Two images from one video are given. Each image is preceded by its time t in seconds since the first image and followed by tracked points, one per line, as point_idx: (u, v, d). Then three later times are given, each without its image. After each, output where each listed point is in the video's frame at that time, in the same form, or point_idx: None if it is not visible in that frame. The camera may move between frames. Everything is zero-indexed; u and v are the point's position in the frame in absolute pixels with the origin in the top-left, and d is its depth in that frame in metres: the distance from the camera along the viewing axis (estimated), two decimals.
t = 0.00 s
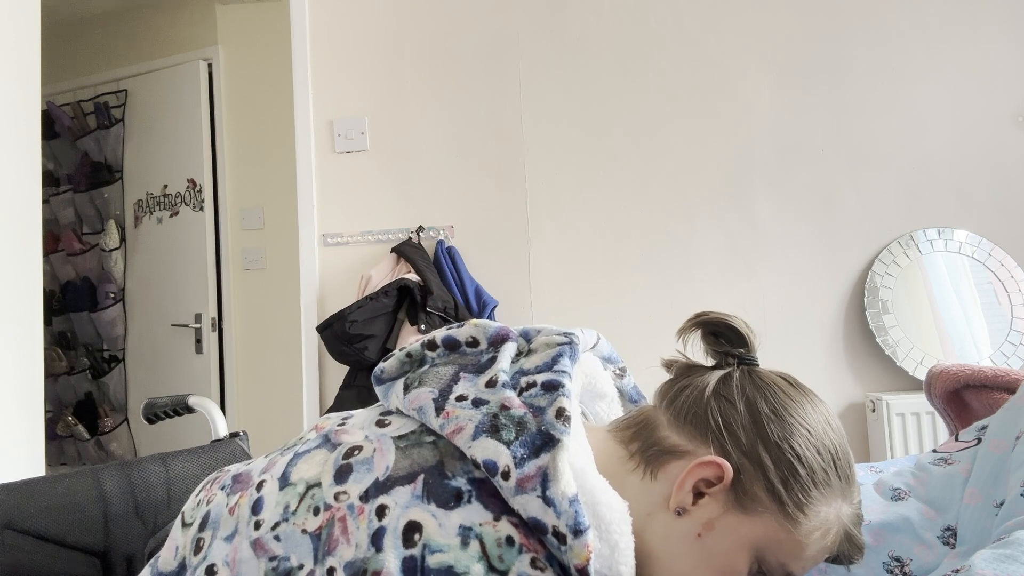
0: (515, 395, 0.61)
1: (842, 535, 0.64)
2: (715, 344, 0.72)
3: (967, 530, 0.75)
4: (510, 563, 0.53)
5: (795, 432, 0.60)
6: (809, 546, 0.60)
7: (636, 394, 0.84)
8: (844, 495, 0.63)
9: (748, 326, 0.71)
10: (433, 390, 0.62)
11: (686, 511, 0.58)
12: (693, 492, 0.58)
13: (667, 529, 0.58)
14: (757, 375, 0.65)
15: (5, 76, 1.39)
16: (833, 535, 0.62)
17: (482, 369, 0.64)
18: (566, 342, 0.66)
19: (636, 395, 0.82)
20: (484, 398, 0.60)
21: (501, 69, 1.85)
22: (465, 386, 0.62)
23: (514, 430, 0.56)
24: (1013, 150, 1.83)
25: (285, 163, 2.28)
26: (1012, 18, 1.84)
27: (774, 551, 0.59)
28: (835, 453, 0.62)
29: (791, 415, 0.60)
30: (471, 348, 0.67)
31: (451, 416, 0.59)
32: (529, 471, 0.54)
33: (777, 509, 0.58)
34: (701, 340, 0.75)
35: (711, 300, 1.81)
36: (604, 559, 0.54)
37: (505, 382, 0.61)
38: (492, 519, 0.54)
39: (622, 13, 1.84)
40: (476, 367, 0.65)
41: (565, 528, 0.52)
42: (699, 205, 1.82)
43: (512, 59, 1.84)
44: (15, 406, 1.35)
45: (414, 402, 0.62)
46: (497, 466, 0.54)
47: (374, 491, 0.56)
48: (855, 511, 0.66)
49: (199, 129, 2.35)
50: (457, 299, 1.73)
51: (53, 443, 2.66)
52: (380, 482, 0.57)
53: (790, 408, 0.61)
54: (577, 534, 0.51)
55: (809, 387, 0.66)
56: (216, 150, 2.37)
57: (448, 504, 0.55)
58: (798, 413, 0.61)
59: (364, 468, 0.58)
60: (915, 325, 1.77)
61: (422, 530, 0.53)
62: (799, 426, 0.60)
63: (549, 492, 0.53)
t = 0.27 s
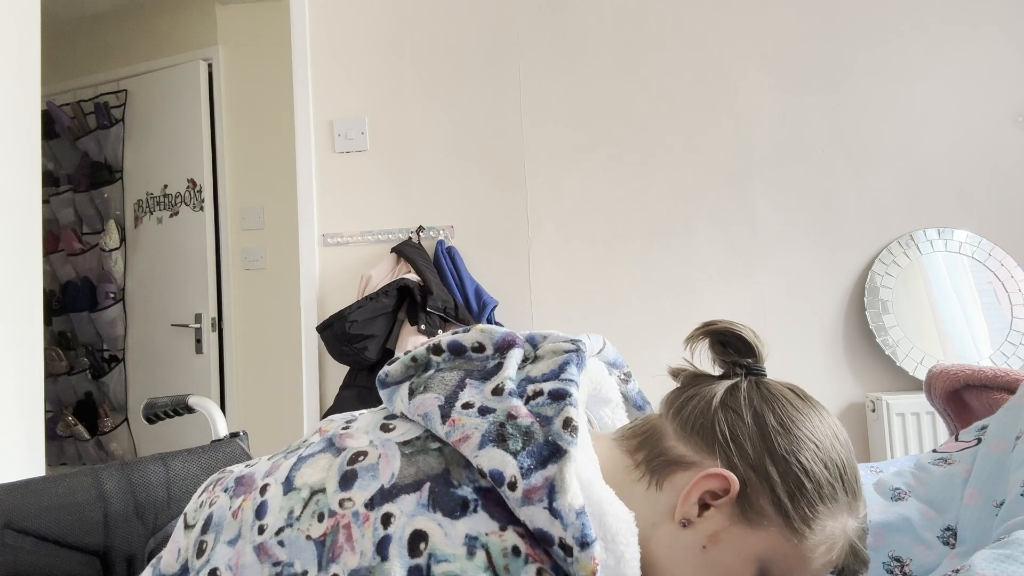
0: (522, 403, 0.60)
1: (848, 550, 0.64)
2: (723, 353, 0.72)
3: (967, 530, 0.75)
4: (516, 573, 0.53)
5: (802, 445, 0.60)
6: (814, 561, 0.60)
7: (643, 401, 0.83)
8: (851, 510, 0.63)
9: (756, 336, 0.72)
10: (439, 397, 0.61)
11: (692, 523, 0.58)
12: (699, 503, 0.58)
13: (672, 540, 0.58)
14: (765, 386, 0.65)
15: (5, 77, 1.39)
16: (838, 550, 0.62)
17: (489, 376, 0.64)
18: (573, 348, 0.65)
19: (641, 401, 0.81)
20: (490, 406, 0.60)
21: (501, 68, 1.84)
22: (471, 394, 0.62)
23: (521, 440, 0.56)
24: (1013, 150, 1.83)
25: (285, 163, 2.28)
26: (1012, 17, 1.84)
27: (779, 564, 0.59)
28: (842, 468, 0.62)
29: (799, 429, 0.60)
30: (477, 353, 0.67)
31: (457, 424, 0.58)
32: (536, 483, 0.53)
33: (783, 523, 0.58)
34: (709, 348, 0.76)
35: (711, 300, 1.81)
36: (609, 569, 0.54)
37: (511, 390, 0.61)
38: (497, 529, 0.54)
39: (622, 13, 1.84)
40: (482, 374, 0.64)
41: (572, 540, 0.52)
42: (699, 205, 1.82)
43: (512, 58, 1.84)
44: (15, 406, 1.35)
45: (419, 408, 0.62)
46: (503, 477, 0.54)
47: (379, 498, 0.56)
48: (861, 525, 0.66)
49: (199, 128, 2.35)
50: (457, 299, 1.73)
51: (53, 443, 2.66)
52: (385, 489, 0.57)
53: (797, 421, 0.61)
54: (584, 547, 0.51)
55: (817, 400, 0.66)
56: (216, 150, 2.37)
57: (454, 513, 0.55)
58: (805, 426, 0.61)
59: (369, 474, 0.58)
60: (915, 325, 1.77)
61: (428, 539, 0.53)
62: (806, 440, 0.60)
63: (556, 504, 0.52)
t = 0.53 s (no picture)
0: (527, 410, 0.60)
1: (852, 564, 0.64)
2: (730, 363, 0.73)
3: (967, 530, 0.75)
4: None
5: (808, 458, 0.60)
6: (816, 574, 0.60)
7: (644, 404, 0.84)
8: (854, 525, 0.63)
9: (764, 345, 0.72)
10: (443, 402, 0.62)
11: (695, 534, 0.58)
12: (703, 515, 0.58)
13: (675, 550, 0.58)
14: (772, 398, 0.65)
15: (5, 76, 1.39)
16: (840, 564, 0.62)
17: (493, 382, 0.64)
18: (579, 355, 0.65)
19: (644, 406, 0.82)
20: (495, 412, 0.60)
21: (501, 68, 1.84)
22: (476, 399, 0.62)
23: (526, 447, 0.56)
24: (1013, 150, 1.83)
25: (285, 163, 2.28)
26: (1012, 17, 1.84)
27: None
28: (848, 483, 0.62)
29: (804, 442, 0.60)
30: (481, 358, 0.67)
31: (462, 430, 0.58)
32: (540, 491, 0.53)
33: (786, 536, 0.58)
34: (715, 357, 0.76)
35: (711, 300, 1.81)
36: None
37: (516, 397, 0.61)
38: (501, 536, 0.54)
39: (622, 13, 1.84)
40: (487, 379, 0.65)
41: (576, 549, 0.52)
42: (699, 205, 1.83)
43: (511, 58, 1.84)
44: (15, 407, 1.35)
45: (423, 412, 0.62)
46: (507, 485, 0.54)
47: (382, 503, 0.56)
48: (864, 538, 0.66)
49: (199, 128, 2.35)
50: (457, 299, 1.73)
51: (53, 443, 2.66)
52: (389, 494, 0.57)
53: (803, 434, 0.61)
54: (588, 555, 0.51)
55: (822, 413, 0.66)
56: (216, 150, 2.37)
57: (458, 520, 0.55)
58: (811, 439, 0.61)
59: (372, 478, 0.58)
60: (915, 325, 1.77)
61: (431, 545, 0.53)
62: (812, 453, 0.60)
63: (560, 515, 0.52)
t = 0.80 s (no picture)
0: (530, 413, 0.60)
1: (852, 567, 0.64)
2: (732, 366, 0.73)
3: (967, 530, 0.75)
4: None
5: (810, 463, 0.60)
6: None
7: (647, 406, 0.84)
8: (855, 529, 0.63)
9: (765, 349, 0.72)
10: (446, 405, 0.62)
11: (698, 539, 0.58)
12: (706, 520, 0.58)
13: (677, 555, 0.58)
14: (774, 402, 0.64)
15: (5, 77, 1.39)
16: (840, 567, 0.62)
17: (496, 385, 0.64)
18: (582, 358, 0.65)
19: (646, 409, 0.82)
20: (498, 416, 0.60)
21: (501, 68, 1.84)
22: (478, 403, 0.62)
23: (529, 452, 0.56)
24: (1013, 150, 1.83)
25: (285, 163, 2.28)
26: (1013, 16, 1.84)
27: None
28: (850, 487, 0.62)
29: (807, 447, 0.60)
30: (484, 360, 0.67)
31: (464, 434, 0.58)
32: (544, 496, 0.53)
33: (788, 541, 0.58)
34: (717, 360, 0.76)
35: (711, 300, 1.81)
36: None
37: (519, 401, 0.60)
38: (504, 541, 0.54)
39: (622, 13, 1.84)
40: (490, 382, 0.65)
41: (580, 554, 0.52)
42: (699, 205, 1.83)
43: (511, 58, 1.84)
44: (15, 407, 1.35)
45: (426, 415, 0.62)
46: (511, 489, 0.54)
47: (385, 508, 0.56)
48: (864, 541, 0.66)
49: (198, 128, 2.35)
50: (457, 299, 1.73)
51: (53, 443, 2.66)
52: (391, 499, 0.57)
53: (805, 439, 0.61)
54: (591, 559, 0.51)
55: (823, 416, 0.66)
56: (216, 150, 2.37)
57: (461, 524, 0.55)
58: (813, 444, 0.61)
59: (374, 483, 0.58)
60: (915, 325, 1.77)
61: (434, 550, 0.53)
62: (814, 457, 0.60)
63: (563, 520, 0.52)
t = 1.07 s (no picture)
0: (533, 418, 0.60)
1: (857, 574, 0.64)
2: (736, 371, 0.72)
3: (967, 530, 0.75)
4: None
5: (814, 472, 0.59)
6: None
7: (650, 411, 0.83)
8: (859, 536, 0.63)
9: (769, 353, 0.71)
10: (448, 409, 0.61)
11: (700, 546, 0.58)
12: (708, 527, 0.58)
13: (679, 560, 0.58)
14: (778, 409, 0.64)
15: (5, 77, 1.39)
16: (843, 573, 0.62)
17: (498, 389, 0.64)
18: (585, 362, 0.65)
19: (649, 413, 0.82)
20: (501, 421, 0.60)
21: (500, 68, 1.84)
22: (481, 407, 0.62)
23: (532, 457, 0.56)
24: (1013, 151, 1.83)
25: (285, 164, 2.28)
26: (1012, 16, 1.84)
27: None
28: (855, 494, 0.62)
29: (810, 454, 0.60)
30: (487, 364, 0.67)
31: (467, 438, 0.58)
32: (546, 502, 0.53)
33: (790, 549, 0.58)
34: (721, 365, 0.76)
35: (711, 300, 1.81)
36: None
37: (522, 405, 0.60)
38: (507, 546, 0.54)
39: (621, 13, 1.84)
40: (493, 386, 0.65)
41: (583, 561, 0.52)
42: (698, 205, 1.83)
43: (511, 58, 1.84)
44: (15, 407, 1.35)
45: (428, 419, 0.62)
46: (513, 495, 0.54)
47: (387, 513, 0.56)
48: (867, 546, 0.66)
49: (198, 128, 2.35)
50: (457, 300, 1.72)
51: (54, 443, 2.66)
52: (394, 503, 0.57)
53: (809, 446, 0.61)
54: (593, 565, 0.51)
55: (828, 422, 0.66)
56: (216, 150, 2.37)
57: (463, 530, 0.55)
58: (818, 451, 0.61)
59: (376, 487, 0.58)
60: (915, 325, 1.77)
61: (437, 555, 0.53)
62: (818, 465, 0.60)
63: (565, 527, 0.52)
